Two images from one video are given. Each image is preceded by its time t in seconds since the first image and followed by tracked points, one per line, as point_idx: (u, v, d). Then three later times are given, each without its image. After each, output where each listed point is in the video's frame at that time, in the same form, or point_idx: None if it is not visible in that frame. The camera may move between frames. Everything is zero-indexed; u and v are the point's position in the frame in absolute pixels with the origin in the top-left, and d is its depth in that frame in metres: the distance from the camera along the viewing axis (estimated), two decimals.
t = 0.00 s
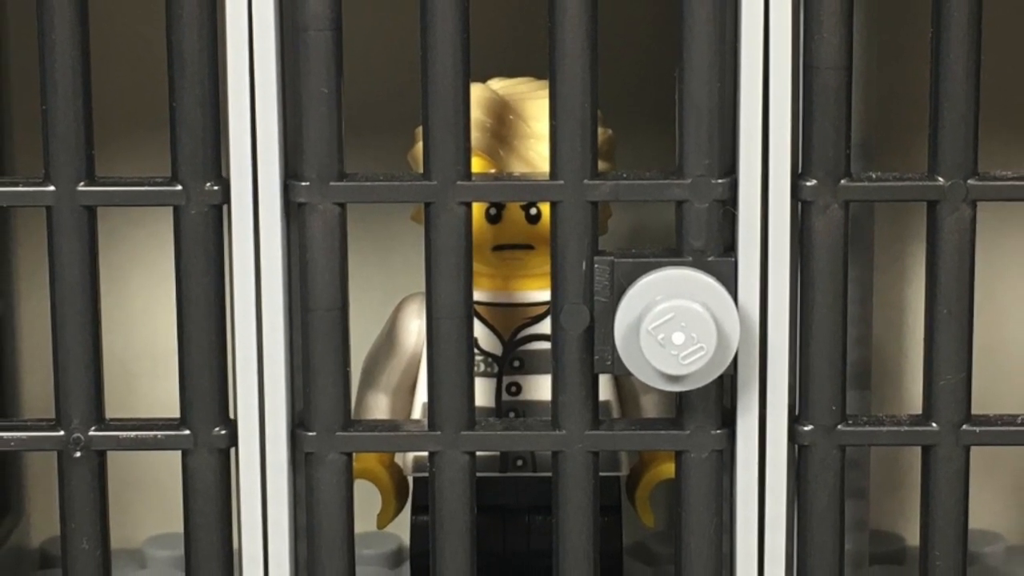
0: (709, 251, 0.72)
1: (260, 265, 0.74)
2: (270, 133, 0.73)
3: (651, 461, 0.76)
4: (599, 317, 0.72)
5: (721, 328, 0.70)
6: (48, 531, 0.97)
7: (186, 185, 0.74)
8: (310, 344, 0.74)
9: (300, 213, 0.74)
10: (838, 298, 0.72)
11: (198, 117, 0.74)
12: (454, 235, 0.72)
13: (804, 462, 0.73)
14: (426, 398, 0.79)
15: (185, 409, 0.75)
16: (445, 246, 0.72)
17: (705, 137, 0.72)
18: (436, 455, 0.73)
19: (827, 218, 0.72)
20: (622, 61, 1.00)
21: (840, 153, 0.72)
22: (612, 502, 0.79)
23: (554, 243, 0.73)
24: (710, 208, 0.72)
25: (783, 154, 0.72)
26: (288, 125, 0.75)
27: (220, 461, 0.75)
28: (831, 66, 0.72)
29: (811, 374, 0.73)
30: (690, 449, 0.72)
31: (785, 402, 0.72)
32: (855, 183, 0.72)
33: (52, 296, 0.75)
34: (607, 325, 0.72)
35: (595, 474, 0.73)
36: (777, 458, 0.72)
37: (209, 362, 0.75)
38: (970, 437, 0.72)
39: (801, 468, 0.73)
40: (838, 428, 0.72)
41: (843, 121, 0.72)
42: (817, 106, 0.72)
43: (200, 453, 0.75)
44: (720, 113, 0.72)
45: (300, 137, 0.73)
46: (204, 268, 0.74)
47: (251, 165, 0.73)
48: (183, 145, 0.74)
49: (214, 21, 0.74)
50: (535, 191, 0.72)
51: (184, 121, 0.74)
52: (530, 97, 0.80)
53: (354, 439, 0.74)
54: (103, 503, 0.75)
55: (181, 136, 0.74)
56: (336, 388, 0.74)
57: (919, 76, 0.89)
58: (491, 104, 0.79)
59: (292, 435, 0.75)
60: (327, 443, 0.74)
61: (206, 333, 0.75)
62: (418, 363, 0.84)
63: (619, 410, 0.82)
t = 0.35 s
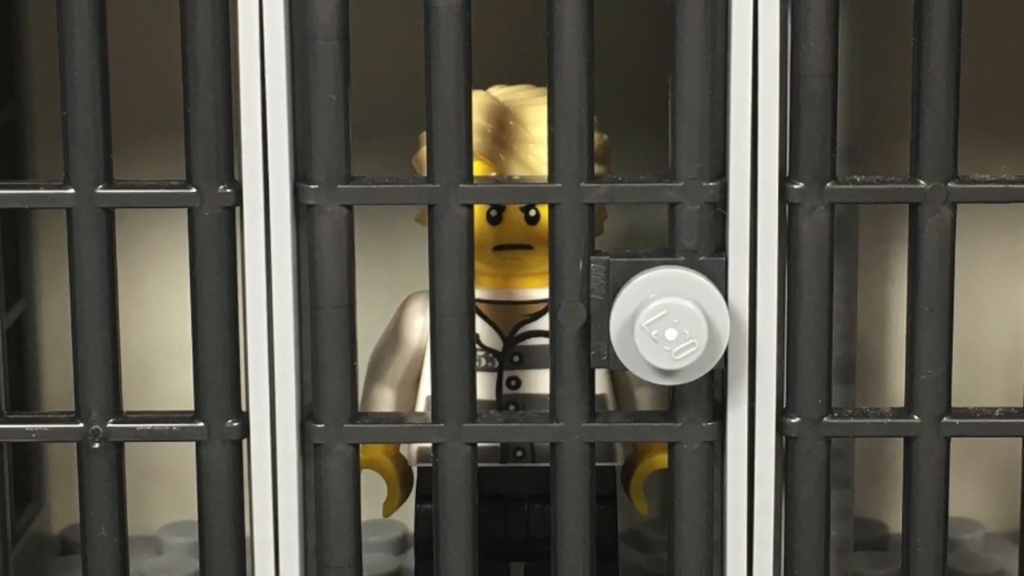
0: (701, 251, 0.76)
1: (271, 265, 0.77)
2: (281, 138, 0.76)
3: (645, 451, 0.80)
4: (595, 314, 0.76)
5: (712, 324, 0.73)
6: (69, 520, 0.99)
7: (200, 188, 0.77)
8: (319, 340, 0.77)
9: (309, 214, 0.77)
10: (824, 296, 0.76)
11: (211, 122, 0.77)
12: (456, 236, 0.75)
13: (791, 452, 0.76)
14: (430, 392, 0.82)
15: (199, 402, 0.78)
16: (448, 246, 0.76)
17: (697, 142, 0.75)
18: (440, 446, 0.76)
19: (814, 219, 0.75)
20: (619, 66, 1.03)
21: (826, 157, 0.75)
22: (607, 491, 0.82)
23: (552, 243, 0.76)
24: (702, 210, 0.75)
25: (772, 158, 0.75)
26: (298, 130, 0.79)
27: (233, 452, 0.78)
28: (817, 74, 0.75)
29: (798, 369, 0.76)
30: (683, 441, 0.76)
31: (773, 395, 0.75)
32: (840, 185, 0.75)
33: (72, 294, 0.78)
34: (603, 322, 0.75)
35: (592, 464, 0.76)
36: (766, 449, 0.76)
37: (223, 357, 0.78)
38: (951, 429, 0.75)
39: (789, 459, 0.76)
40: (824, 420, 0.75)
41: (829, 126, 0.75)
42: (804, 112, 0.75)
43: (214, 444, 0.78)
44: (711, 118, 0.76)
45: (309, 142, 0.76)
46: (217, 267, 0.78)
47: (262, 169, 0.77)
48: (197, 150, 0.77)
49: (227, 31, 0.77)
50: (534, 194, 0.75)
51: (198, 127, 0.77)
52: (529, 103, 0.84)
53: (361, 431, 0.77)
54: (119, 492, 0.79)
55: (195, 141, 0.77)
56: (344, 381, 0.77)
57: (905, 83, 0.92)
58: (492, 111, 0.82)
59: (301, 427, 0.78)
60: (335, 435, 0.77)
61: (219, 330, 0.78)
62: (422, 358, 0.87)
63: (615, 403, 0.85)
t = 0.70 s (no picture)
0: (693, 251, 0.79)
1: (281, 264, 0.80)
2: (290, 142, 0.79)
3: (639, 443, 0.83)
4: (592, 311, 0.79)
5: (703, 321, 0.77)
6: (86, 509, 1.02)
7: (213, 190, 0.80)
8: (327, 336, 0.81)
9: (317, 216, 0.80)
10: (811, 294, 0.79)
11: (224, 127, 0.80)
12: (458, 236, 0.79)
13: (779, 444, 0.79)
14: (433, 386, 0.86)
15: (212, 396, 0.81)
16: (450, 246, 0.79)
17: (689, 147, 0.79)
18: (443, 438, 0.80)
19: (802, 220, 0.78)
20: (611, 75, 1.07)
21: (813, 161, 0.78)
22: (603, 480, 0.85)
23: (550, 243, 0.79)
24: (694, 211, 0.79)
25: (761, 162, 0.78)
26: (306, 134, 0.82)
27: (244, 444, 0.82)
28: (804, 81, 0.78)
29: (786, 364, 0.79)
30: (676, 433, 0.79)
31: (763, 389, 0.79)
32: (826, 188, 0.78)
33: (90, 292, 0.81)
34: (599, 319, 0.79)
35: (588, 455, 0.80)
36: (755, 440, 0.79)
37: (235, 353, 0.81)
38: (933, 422, 0.78)
39: (777, 450, 0.79)
40: (811, 413, 0.79)
41: (816, 131, 0.78)
42: (792, 118, 0.78)
43: (226, 436, 0.81)
44: (703, 124, 0.79)
45: (317, 146, 0.80)
46: (229, 266, 0.81)
47: (273, 172, 0.80)
48: (210, 154, 0.80)
49: (238, 40, 0.80)
50: (533, 196, 0.78)
51: (210, 132, 0.80)
52: (529, 110, 0.87)
53: (367, 423, 0.80)
54: (135, 482, 0.82)
55: (208, 146, 0.80)
56: (351, 376, 0.81)
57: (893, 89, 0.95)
58: (493, 116, 0.86)
59: (310, 419, 0.81)
60: (343, 427, 0.80)
61: (232, 326, 0.81)
62: (425, 353, 0.90)
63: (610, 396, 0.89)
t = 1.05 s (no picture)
0: (686, 250, 0.82)
1: (290, 263, 0.83)
2: (298, 146, 0.82)
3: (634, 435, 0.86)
4: (589, 309, 0.82)
5: (696, 318, 0.80)
6: (103, 498, 1.05)
7: (225, 193, 0.83)
8: (335, 333, 0.84)
9: (325, 217, 0.83)
10: (799, 292, 0.82)
11: (235, 132, 0.83)
12: (461, 237, 0.82)
13: (769, 436, 0.83)
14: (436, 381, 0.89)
15: (224, 390, 0.85)
16: (453, 246, 0.82)
17: (683, 151, 0.82)
18: (446, 431, 0.83)
19: (790, 221, 0.82)
20: (607, 83, 1.10)
21: (801, 164, 0.81)
22: (600, 471, 0.89)
23: (549, 243, 0.82)
24: (687, 213, 0.82)
25: (751, 166, 0.81)
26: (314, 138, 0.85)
27: (255, 436, 0.85)
28: (793, 87, 0.81)
29: (775, 359, 0.82)
30: (669, 426, 0.82)
31: (753, 383, 0.82)
32: (814, 191, 0.81)
33: (107, 291, 0.85)
34: (596, 316, 0.82)
35: (585, 447, 0.83)
36: (745, 432, 0.82)
37: (246, 348, 0.85)
38: (916, 415, 0.81)
39: (766, 442, 0.83)
40: (799, 407, 0.82)
41: (804, 136, 0.82)
42: (781, 124, 0.82)
43: (237, 428, 0.85)
44: (695, 129, 0.82)
45: (325, 150, 0.83)
46: (240, 265, 0.84)
47: (282, 175, 0.83)
48: (222, 158, 0.83)
49: (248, 48, 0.84)
50: (533, 199, 0.81)
51: (222, 136, 0.83)
52: (527, 114, 0.90)
53: (373, 416, 0.84)
54: (151, 472, 0.86)
55: (220, 149, 0.83)
56: (357, 371, 0.84)
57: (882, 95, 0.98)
58: (493, 121, 0.89)
59: (318, 413, 0.85)
60: (349, 420, 0.84)
61: (243, 323, 0.85)
62: (429, 350, 0.94)
63: (606, 390, 0.92)
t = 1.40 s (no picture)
0: (679, 250, 0.85)
1: (299, 263, 0.87)
2: (306, 150, 0.86)
3: (629, 428, 0.90)
4: (586, 307, 0.85)
5: (689, 315, 0.83)
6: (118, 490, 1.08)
7: (236, 195, 0.87)
8: (342, 329, 0.87)
9: (332, 219, 0.87)
10: (789, 291, 0.86)
11: (246, 137, 0.87)
12: (462, 237, 0.85)
13: (759, 429, 0.86)
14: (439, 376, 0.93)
15: (235, 385, 0.88)
16: (455, 246, 0.85)
17: (676, 155, 0.85)
18: (448, 424, 0.86)
19: (779, 222, 0.85)
20: (604, 89, 1.13)
21: (790, 168, 0.85)
22: (596, 463, 0.92)
23: (547, 243, 0.86)
24: (680, 214, 0.85)
25: (742, 169, 0.85)
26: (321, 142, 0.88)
27: (265, 429, 0.88)
28: (782, 94, 0.84)
29: (765, 355, 0.86)
30: (663, 419, 0.85)
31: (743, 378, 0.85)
32: (802, 193, 0.84)
33: (123, 289, 0.88)
34: (593, 314, 0.85)
35: (583, 439, 0.86)
36: (736, 425, 0.85)
37: (256, 344, 0.88)
38: (900, 409, 0.85)
39: (757, 434, 0.86)
40: (788, 400, 0.85)
41: (793, 141, 0.85)
42: (771, 129, 0.85)
43: (248, 421, 0.88)
44: (688, 134, 0.85)
45: (332, 154, 0.86)
46: (251, 265, 0.87)
47: (290, 178, 0.86)
48: (232, 161, 0.87)
49: (258, 56, 0.87)
50: (532, 201, 0.84)
51: (233, 140, 0.87)
52: (527, 120, 0.94)
53: (379, 410, 0.87)
54: (164, 464, 0.89)
55: (231, 153, 0.87)
56: (363, 367, 0.87)
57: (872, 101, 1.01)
58: (494, 127, 0.93)
59: (326, 406, 0.88)
60: (356, 413, 0.87)
61: (254, 321, 0.88)
62: (433, 346, 0.97)
63: (603, 384, 0.96)
